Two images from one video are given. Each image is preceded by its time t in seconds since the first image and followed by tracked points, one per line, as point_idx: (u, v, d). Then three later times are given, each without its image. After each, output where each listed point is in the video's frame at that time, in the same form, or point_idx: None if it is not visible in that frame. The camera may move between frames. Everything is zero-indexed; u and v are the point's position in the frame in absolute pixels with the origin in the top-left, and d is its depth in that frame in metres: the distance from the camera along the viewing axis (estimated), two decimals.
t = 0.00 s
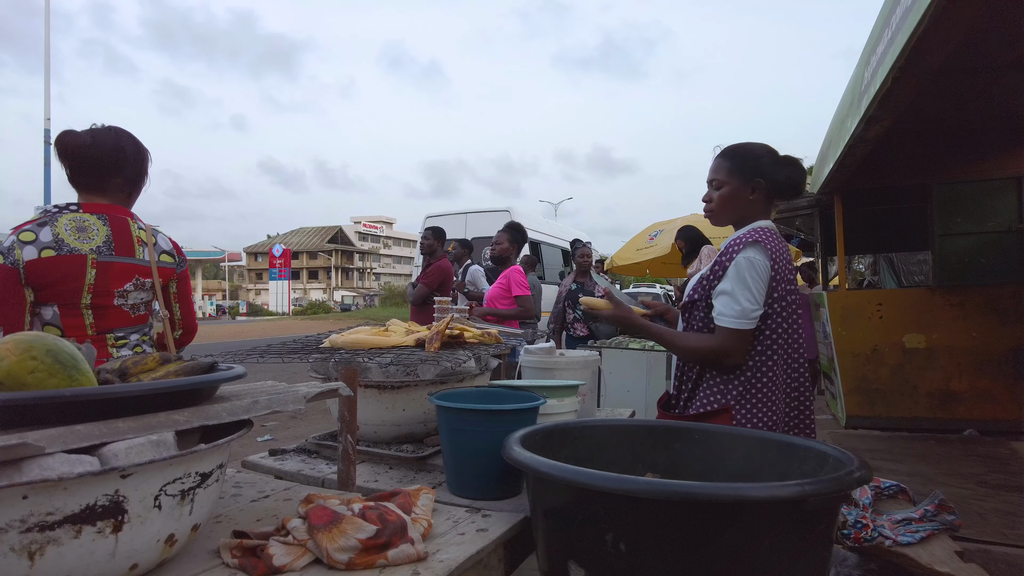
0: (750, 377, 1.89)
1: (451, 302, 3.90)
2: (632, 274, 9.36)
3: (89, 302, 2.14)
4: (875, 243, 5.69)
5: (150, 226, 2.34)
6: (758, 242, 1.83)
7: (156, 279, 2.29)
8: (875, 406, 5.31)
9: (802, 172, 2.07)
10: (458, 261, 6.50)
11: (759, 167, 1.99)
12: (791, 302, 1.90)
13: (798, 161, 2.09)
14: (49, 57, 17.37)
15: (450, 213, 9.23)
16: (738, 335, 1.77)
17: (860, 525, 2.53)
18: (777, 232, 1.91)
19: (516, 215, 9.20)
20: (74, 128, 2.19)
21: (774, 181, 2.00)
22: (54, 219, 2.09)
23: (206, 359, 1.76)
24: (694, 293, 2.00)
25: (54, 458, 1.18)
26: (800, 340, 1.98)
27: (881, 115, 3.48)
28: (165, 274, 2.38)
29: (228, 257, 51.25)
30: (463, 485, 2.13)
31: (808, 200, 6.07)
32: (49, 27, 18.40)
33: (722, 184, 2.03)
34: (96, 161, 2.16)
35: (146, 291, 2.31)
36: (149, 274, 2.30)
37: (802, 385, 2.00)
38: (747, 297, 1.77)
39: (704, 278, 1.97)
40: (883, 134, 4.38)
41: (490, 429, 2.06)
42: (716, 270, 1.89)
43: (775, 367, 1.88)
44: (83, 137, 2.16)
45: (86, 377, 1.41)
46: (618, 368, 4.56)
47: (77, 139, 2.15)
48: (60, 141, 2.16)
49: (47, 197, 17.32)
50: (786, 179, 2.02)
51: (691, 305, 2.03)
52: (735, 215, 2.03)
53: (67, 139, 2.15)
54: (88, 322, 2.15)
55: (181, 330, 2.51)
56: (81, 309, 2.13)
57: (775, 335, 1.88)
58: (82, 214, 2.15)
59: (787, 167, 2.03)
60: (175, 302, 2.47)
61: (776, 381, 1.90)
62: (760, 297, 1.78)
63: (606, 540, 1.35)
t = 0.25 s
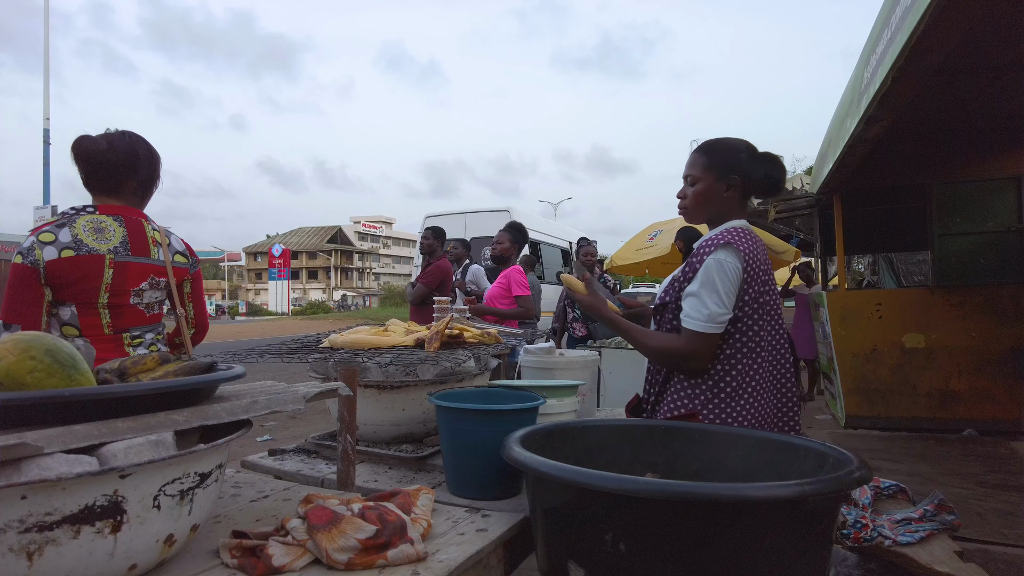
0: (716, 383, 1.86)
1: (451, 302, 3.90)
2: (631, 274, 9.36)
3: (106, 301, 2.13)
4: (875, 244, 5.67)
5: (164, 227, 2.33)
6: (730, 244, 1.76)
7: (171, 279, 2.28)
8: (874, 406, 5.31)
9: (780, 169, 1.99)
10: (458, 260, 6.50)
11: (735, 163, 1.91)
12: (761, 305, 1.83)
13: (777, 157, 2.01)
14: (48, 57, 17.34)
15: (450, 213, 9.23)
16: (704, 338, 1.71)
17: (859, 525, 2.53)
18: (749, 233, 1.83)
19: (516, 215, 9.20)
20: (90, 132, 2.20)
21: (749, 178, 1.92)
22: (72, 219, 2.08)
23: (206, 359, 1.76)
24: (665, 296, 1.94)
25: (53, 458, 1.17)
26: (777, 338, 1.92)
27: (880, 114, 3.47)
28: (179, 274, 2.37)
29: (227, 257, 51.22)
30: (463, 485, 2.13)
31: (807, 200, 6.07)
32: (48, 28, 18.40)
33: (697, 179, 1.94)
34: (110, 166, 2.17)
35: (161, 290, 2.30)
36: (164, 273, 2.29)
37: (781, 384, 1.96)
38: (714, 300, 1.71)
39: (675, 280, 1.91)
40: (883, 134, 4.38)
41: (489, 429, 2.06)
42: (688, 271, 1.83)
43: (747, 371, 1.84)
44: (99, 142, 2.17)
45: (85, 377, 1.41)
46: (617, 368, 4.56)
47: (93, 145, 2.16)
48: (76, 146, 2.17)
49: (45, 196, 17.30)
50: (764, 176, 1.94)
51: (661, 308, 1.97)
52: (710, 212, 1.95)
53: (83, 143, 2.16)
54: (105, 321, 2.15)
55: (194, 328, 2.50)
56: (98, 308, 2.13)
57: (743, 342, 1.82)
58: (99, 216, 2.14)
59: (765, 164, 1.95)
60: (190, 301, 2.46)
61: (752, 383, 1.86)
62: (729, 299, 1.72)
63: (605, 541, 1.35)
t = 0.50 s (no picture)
0: (682, 383, 1.85)
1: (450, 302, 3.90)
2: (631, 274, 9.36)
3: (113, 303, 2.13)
4: (875, 244, 5.66)
5: (172, 228, 2.32)
6: (689, 239, 1.73)
7: (178, 280, 2.27)
8: (873, 405, 5.32)
9: (747, 162, 1.97)
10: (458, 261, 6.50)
11: (700, 154, 1.89)
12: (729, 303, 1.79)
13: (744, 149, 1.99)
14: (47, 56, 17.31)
15: (449, 213, 9.22)
16: (667, 338, 1.69)
17: (858, 525, 2.52)
18: (714, 226, 1.79)
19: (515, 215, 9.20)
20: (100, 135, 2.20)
21: (713, 168, 1.90)
22: (80, 222, 2.08)
23: (206, 359, 1.75)
24: (633, 296, 1.94)
25: (52, 458, 1.17)
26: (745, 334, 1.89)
27: (880, 114, 3.48)
28: (187, 275, 2.36)
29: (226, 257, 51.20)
30: (462, 485, 2.13)
31: (807, 200, 6.07)
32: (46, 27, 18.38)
33: (661, 170, 1.92)
34: (120, 170, 2.16)
35: (168, 291, 2.30)
36: (171, 274, 2.28)
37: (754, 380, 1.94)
38: (676, 298, 1.69)
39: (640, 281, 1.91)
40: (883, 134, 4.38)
41: (489, 429, 2.06)
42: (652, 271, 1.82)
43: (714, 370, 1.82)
44: (109, 146, 2.16)
45: (84, 376, 1.41)
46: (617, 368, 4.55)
47: (103, 148, 2.15)
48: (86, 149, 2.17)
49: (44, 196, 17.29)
50: (728, 167, 1.93)
51: (631, 308, 1.96)
52: (674, 204, 1.93)
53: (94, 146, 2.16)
54: (112, 322, 2.15)
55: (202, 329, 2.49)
56: (105, 309, 2.13)
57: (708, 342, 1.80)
58: (106, 218, 2.14)
59: (730, 155, 1.94)
60: (199, 301, 2.45)
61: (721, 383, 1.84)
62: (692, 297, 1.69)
63: (605, 541, 1.35)
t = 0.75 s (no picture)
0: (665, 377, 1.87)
1: (450, 302, 3.90)
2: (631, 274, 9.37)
3: (114, 303, 2.13)
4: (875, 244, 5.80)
5: (173, 228, 2.31)
6: (652, 232, 1.75)
7: (179, 280, 2.26)
8: (873, 405, 5.32)
9: (715, 152, 1.98)
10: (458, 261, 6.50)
11: (666, 143, 1.90)
12: (699, 292, 1.82)
13: (712, 139, 2.00)
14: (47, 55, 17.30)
15: (449, 214, 9.23)
16: (639, 334, 1.68)
17: (858, 525, 2.52)
18: (680, 217, 1.81)
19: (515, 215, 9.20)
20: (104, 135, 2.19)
21: (678, 157, 1.91)
22: (81, 223, 2.09)
23: (205, 359, 1.75)
24: (606, 295, 1.94)
25: (51, 459, 1.17)
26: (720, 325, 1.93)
27: (880, 115, 3.48)
28: (188, 276, 2.35)
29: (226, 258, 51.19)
30: (462, 485, 2.13)
31: (807, 200, 6.08)
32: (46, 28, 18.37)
33: (627, 160, 1.93)
34: (122, 172, 2.16)
35: (169, 291, 2.29)
36: (172, 275, 2.27)
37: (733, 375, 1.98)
38: (646, 293, 1.69)
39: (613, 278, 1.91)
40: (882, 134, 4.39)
41: (489, 429, 2.06)
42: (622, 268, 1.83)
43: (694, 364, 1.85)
44: (112, 147, 2.16)
45: (83, 377, 1.41)
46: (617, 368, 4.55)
47: (107, 150, 2.15)
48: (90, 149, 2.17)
49: (45, 197, 17.30)
50: (695, 157, 1.93)
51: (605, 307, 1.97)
52: (642, 194, 1.92)
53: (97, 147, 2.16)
54: (113, 322, 2.14)
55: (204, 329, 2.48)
56: (106, 309, 2.12)
57: (686, 332, 1.83)
58: (108, 219, 2.14)
59: (697, 144, 1.94)
60: (200, 302, 2.45)
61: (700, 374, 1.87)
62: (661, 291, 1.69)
63: (604, 541, 1.35)
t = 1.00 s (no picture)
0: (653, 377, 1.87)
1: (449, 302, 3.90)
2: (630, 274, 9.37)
3: (112, 303, 2.13)
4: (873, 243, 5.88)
5: (167, 228, 2.33)
6: (629, 232, 1.75)
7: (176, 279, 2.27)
8: (872, 405, 5.32)
9: (692, 148, 1.96)
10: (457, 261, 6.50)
11: (639, 142, 1.91)
12: (683, 289, 1.81)
13: (690, 132, 1.98)
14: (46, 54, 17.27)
15: (448, 214, 9.23)
16: (613, 335, 1.69)
17: (857, 525, 2.50)
18: (658, 215, 1.80)
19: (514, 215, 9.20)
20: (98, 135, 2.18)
21: (651, 155, 1.91)
22: (76, 223, 2.08)
23: (203, 359, 1.75)
24: (590, 297, 1.94)
25: (49, 459, 1.17)
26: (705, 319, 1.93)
27: (879, 115, 3.48)
28: (184, 275, 2.37)
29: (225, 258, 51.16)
30: (461, 485, 2.12)
31: (806, 200, 6.08)
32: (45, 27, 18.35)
33: (602, 160, 1.95)
34: (119, 173, 2.16)
35: (165, 291, 2.30)
36: (168, 274, 2.29)
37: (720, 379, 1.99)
38: (620, 296, 1.69)
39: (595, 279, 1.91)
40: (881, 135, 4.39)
41: (487, 429, 2.06)
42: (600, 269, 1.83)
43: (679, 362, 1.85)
44: (109, 148, 2.15)
45: (81, 377, 1.41)
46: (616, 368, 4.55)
47: (103, 150, 2.14)
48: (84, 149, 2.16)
49: (44, 196, 17.30)
50: (669, 154, 1.92)
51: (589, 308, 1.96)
52: (617, 194, 1.94)
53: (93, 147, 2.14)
54: (112, 323, 2.14)
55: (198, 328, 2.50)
56: (105, 310, 2.13)
57: (670, 331, 1.82)
58: (102, 219, 2.14)
59: (672, 141, 1.93)
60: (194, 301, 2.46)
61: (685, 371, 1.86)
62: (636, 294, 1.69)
63: (603, 541, 1.35)
